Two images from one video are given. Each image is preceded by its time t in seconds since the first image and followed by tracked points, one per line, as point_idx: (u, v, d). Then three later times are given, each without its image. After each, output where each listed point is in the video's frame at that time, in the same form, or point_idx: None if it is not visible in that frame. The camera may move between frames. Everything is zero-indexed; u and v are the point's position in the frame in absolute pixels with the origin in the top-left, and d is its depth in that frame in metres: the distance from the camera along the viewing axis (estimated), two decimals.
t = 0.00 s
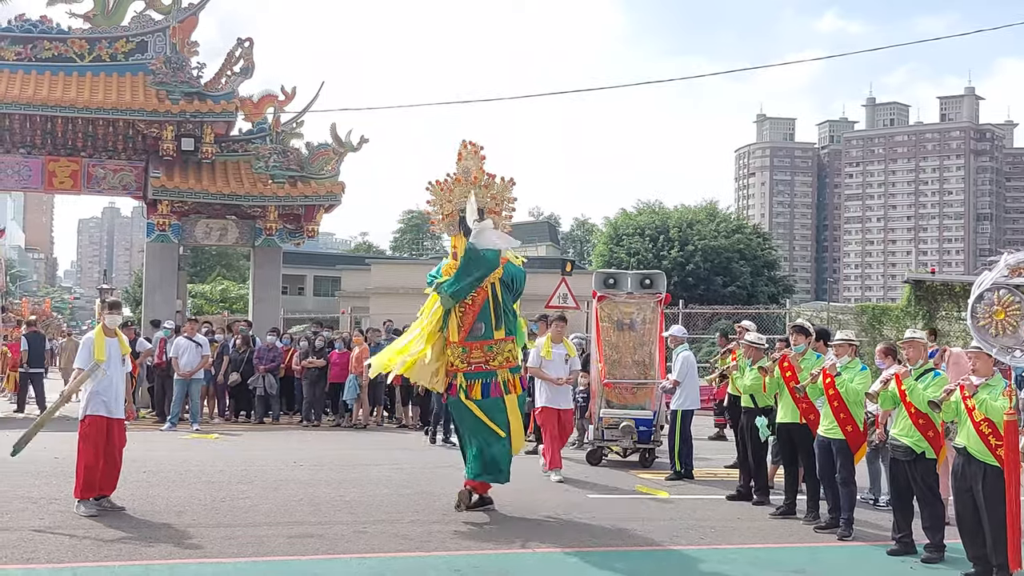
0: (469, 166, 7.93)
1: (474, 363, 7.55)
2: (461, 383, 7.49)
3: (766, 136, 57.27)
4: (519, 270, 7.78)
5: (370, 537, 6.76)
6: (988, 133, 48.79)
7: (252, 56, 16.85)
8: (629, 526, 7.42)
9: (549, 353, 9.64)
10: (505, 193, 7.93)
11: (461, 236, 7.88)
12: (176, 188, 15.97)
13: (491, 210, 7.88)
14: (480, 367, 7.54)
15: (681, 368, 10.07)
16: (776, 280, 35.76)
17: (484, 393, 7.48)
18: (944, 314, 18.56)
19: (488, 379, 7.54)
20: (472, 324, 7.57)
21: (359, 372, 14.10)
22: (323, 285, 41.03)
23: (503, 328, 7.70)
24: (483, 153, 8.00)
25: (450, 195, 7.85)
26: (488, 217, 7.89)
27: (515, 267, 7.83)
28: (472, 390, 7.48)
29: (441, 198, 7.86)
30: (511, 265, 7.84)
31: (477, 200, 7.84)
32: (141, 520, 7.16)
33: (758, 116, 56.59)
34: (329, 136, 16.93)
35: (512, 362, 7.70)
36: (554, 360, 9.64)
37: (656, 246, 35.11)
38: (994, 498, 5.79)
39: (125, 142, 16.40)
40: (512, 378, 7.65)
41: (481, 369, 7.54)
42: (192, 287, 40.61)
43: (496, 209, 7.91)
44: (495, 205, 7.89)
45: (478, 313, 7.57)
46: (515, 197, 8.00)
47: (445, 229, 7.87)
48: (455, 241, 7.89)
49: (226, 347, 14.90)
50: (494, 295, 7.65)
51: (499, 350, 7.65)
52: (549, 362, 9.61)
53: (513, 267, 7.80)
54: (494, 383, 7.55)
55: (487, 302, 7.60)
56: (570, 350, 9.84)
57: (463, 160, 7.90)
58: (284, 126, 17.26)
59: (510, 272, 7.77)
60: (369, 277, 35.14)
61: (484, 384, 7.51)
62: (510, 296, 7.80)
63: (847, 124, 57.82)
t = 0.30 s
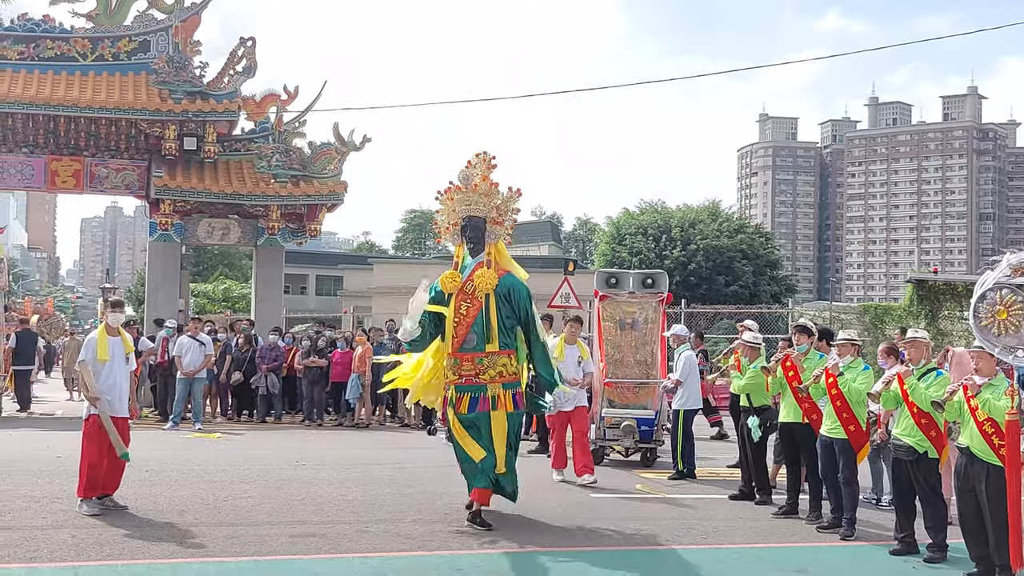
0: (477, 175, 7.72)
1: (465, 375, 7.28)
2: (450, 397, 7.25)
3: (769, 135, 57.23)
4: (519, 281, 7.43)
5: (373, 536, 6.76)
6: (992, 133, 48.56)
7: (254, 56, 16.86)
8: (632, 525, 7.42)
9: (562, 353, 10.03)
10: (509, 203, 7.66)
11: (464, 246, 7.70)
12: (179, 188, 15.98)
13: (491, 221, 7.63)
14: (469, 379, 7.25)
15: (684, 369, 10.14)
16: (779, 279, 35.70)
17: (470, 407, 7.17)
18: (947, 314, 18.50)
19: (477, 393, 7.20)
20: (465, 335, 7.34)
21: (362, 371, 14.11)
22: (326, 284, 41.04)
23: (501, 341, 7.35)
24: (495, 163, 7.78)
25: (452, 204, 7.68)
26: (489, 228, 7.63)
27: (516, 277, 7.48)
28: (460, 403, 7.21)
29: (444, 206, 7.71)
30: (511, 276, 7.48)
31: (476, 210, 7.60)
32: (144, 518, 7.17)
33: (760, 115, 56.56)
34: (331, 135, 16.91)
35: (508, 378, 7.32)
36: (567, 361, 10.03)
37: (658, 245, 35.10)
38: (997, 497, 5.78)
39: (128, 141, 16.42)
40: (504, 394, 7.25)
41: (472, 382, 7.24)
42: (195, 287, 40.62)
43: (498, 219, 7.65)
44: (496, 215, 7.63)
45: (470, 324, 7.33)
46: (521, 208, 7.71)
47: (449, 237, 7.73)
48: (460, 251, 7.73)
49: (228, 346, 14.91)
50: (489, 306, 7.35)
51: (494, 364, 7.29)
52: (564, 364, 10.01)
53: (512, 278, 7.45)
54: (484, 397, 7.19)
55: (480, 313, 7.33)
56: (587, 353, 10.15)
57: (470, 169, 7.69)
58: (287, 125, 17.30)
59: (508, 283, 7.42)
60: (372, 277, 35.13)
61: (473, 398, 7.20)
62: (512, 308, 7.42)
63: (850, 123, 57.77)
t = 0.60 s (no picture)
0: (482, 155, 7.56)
1: (472, 361, 7.11)
2: (456, 381, 7.06)
3: (770, 135, 57.20)
4: (529, 266, 7.30)
5: (375, 535, 6.77)
6: (993, 131, 48.71)
7: (256, 55, 16.86)
8: (633, 525, 7.43)
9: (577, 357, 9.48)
10: (518, 185, 7.53)
11: (467, 227, 7.50)
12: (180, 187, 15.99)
13: (501, 202, 7.47)
14: (477, 365, 7.08)
15: (685, 367, 10.00)
16: (781, 279, 35.67)
17: (480, 393, 7.02)
18: (948, 313, 18.47)
19: (485, 378, 7.05)
20: (473, 320, 7.18)
21: (364, 370, 14.12)
22: (327, 284, 41.06)
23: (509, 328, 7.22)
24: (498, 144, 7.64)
25: (459, 184, 7.49)
26: (498, 209, 7.46)
27: (526, 262, 7.35)
28: (468, 389, 7.04)
29: (449, 185, 7.50)
30: (519, 261, 7.35)
31: (486, 191, 7.45)
32: (146, 518, 7.18)
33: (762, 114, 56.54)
34: (333, 134, 16.90)
35: (514, 365, 7.21)
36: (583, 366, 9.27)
37: (660, 245, 35.10)
38: (998, 496, 5.78)
39: (129, 141, 16.42)
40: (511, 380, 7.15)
41: (480, 367, 7.07)
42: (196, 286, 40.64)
43: (506, 201, 7.49)
44: (505, 196, 7.48)
45: (479, 308, 7.18)
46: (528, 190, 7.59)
47: (451, 216, 7.52)
48: (460, 232, 7.52)
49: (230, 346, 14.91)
50: (499, 292, 7.21)
51: (502, 350, 7.16)
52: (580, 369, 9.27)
53: (523, 263, 7.32)
54: (492, 383, 7.05)
55: (490, 298, 7.19)
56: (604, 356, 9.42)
57: (476, 148, 7.53)
58: (288, 125, 17.26)
59: (519, 267, 7.28)
60: (374, 276, 35.14)
61: (481, 383, 7.04)
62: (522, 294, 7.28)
63: (852, 123, 57.74)
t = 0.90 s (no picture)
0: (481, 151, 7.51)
1: (480, 361, 7.01)
2: (466, 385, 6.93)
3: (770, 134, 57.18)
4: (529, 263, 7.26)
5: (374, 535, 6.77)
6: (993, 130, 48.91)
7: (256, 55, 16.86)
8: (633, 525, 7.43)
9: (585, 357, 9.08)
10: (516, 183, 7.49)
11: (466, 224, 7.42)
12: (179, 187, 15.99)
13: (502, 199, 7.44)
14: (486, 366, 7.00)
15: (685, 367, 10.01)
16: (781, 278, 35.65)
17: (491, 394, 6.95)
18: (948, 312, 18.47)
19: (494, 380, 6.99)
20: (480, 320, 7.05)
21: (363, 370, 14.12)
22: (326, 284, 41.07)
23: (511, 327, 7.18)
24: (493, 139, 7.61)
25: (459, 179, 7.40)
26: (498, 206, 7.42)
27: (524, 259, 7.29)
28: (480, 391, 6.95)
29: (448, 180, 7.40)
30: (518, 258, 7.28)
31: (488, 186, 7.40)
32: (145, 518, 7.18)
33: (762, 113, 56.53)
34: (333, 134, 16.90)
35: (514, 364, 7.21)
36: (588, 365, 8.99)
37: (660, 244, 35.11)
38: (998, 495, 5.78)
39: (128, 141, 16.43)
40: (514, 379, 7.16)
41: (488, 369, 7.00)
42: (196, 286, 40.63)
43: (505, 198, 7.45)
44: (505, 194, 7.44)
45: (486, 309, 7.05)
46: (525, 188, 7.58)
47: (449, 213, 7.41)
48: (459, 228, 7.42)
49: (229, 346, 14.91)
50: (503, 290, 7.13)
51: (506, 350, 7.12)
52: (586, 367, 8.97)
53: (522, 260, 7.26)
54: (500, 385, 7.01)
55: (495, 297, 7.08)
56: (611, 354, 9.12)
57: (474, 144, 7.46)
58: (288, 125, 17.26)
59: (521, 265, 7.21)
60: (373, 276, 35.13)
61: (490, 386, 6.97)
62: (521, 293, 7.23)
63: (851, 122, 57.74)
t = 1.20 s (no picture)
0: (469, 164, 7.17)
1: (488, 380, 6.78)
2: (478, 404, 6.64)
3: (770, 134, 57.17)
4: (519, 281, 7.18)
5: (374, 535, 6.77)
6: (993, 130, 48.91)
7: (255, 55, 16.86)
8: (633, 524, 7.42)
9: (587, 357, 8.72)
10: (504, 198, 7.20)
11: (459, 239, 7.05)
12: (179, 187, 16.01)
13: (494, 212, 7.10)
14: (494, 385, 6.78)
15: (685, 365, 9.98)
16: (781, 277, 35.65)
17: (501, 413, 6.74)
18: (948, 311, 18.48)
19: (501, 399, 6.78)
20: (485, 337, 6.83)
21: (364, 369, 14.12)
22: (327, 284, 41.08)
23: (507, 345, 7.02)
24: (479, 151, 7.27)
25: (450, 193, 7.05)
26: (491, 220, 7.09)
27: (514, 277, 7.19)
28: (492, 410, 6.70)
29: (438, 195, 7.04)
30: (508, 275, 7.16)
31: (481, 200, 7.05)
32: (145, 518, 7.18)
33: (762, 113, 56.53)
34: (333, 134, 16.90)
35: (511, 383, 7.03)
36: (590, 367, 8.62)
37: (660, 244, 35.13)
38: (998, 493, 5.78)
39: (128, 140, 16.43)
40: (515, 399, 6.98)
41: (495, 388, 6.78)
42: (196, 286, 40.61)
43: (494, 214, 7.14)
44: (494, 208, 7.13)
45: (490, 325, 6.86)
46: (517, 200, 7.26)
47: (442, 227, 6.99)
48: (453, 245, 7.03)
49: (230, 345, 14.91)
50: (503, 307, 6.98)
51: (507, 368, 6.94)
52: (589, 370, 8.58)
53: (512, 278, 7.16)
54: (505, 404, 6.81)
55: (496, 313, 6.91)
56: (617, 359, 8.76)
57: (461, 156, 7.11)
58: (288, 124, 17.27)
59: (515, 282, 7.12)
60: (373, 276, 35.14)
61: (499, 405, 6.75)
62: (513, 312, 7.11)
63: (852, 122, 57.74)
